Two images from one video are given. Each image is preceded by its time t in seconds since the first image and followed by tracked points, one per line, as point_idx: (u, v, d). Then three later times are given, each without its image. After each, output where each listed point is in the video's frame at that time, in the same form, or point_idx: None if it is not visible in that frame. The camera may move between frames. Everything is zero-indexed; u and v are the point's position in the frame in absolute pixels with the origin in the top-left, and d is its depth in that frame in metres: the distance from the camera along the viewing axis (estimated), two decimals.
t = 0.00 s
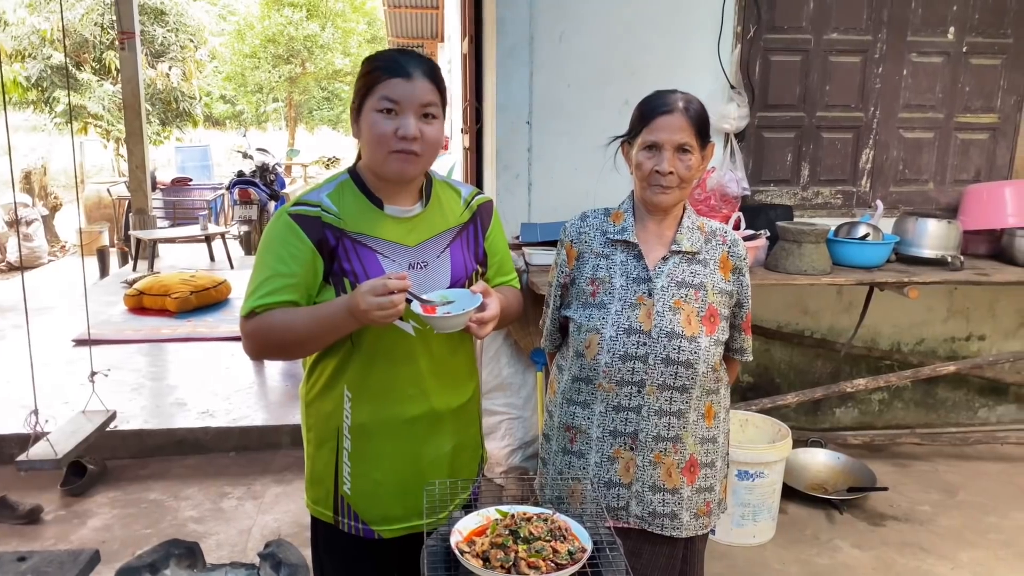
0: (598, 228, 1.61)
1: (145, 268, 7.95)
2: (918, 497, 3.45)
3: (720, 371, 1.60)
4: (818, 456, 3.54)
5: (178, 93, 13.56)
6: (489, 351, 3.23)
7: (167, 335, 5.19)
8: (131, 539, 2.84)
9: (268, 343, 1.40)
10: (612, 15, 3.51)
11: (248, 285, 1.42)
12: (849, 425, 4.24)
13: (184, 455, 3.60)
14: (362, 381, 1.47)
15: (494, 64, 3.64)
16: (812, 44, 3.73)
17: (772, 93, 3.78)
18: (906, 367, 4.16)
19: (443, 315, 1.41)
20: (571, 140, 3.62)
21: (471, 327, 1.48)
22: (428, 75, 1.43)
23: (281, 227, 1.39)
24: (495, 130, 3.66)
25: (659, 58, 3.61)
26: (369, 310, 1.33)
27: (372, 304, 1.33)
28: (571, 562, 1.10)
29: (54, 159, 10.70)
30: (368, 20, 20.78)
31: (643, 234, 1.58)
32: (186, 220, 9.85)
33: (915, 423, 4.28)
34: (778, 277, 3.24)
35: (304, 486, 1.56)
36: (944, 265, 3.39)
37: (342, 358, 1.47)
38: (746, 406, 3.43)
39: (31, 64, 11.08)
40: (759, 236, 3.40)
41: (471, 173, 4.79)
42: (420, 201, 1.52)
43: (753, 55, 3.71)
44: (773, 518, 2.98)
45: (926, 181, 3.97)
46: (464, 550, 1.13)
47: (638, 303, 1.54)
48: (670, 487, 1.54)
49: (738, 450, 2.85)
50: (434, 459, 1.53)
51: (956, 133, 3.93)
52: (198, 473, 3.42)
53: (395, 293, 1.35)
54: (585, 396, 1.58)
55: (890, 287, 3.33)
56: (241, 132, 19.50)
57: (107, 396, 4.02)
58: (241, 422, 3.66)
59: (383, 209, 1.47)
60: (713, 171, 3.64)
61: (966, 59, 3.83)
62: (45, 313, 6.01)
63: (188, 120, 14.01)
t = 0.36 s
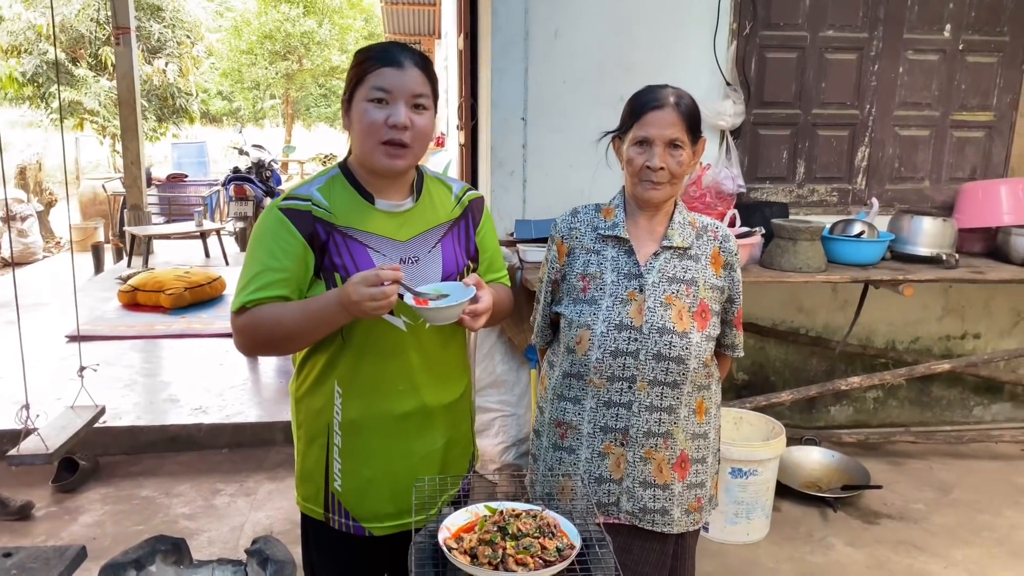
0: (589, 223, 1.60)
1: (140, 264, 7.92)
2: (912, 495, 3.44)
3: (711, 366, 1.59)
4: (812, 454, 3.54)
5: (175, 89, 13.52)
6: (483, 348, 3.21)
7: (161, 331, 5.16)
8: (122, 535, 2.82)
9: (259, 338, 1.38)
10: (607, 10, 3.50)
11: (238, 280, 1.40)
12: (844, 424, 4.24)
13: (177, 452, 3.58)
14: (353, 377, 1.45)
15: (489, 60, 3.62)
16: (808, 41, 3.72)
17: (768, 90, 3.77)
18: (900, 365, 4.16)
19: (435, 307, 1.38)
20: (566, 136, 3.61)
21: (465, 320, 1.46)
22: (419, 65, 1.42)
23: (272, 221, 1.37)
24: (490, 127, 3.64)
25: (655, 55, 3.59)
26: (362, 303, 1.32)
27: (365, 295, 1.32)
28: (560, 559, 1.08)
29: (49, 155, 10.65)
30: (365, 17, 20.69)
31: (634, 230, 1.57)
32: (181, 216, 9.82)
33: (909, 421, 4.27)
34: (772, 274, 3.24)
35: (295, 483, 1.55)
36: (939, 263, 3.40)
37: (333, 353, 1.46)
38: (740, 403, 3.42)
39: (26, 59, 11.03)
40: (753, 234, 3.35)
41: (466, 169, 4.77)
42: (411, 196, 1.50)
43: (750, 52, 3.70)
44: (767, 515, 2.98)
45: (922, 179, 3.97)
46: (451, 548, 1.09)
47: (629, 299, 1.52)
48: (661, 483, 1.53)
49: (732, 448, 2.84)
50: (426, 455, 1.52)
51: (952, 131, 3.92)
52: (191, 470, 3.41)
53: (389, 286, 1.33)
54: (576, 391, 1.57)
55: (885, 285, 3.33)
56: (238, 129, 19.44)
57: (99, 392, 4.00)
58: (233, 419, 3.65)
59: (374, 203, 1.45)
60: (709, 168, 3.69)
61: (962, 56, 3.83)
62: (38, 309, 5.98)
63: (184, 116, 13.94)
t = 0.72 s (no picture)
0: (580, 219, 1.57)
1: (142, 259, 7.93)
2: (912, 495, 3.42)
3: (702, 364, 1.57)
4: (811, 453, 3.51)
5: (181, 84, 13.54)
6: (479, 346, 3.18)
7: (161, 326, 5.16)
8: (116, 531, 2.81)
9: (245, 336, 1.35)
10: (607, 4, 3.46)
11: (223, 277, 1.36)
12: (845, 422, 4.21)
13: (174, 448, 3.58)
14: (340, 375, 1.43)
15: (487, 55, 3.59)
16: (810, 36, 3.68)
17: (769, 85, 3.74)
18: (902, 364, 4.13)
19: (427, 307, 1.35)
20: (565, 132, 3.58)
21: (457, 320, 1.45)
22: (410, 60, 1.40)
23: (258, 218, 1.34)
24: (489, 122, 3.62)
25: (655, 50, 3.56)
26: (349, 299, 1.30)
27: (356, 292, 1.29)
28: (541, 561, 1.05)
29: (54, 150, 10.68)
30: (371, 12, 20.65)
31: (625, 227, 1.55)
32: (184, 211, 9.82)
33: (911, 420, 4.24)
34: (771, 272, 3.21)
35: (283, 482, 1.52)
36: (941, 261, 3.36)
37: (321, 350, 1.43)
38: (738, 402, 3.40)
39: (32, 54, 11.06)
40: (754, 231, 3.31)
41: (466, 166, 4.75)
42: (400, 191, 1.47)
43: (750, 48, 3.66)
44: (764, 515, 2.95)
45: (925, 176, 3.93)
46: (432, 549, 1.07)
47: (619, 296, 1.51)
48: (650, 482, 1.52)
49: (729, 447, 2.82)
50: (415, 454, 1.50)
51: (955, 128, 3.88)
52: (187, 466, 3.40)
53: (377, 283, 1.31)
54: (565, 388, 1.55)
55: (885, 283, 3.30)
56: (243, 124, 19.44)
57: (98, 387, 4.00)
58: (231, 415, 3.64)
59: (363, 199, 1.42)
60: (708, 165, 3.64)
61: (966, 52, 3.79)
62: (39, 304, 5.98)
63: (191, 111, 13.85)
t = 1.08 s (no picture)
0: (575, 216, 1.56)
1: (154, 254, 7.99)
2: (919, 496, 3.38)
3: (698, 363, 1.55)
4: (817, 453, 3.48)
5: (196, 80, 13.63)
6: (482, 343, 3.13)
7: (170, 321, 5.19)
8: (120, 525, 2.83)
9: (234, 329, 1.36)
10: None
11: (213, 271, 1.36)
12: (853, 422, 4.17)
13: (179, 442, 3.60)
14: (333, 372, 1.43)
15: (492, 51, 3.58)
16: (819, 32, 3.65)
17: (777, 82, 3.70)
18: (910, 363, 4.08)
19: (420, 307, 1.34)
20: (570, 128, 3.56)
21: (450, 317, 1.43)
22: (404, 66, 1.38)
23: (249, 213, 1.33)
24: (494, 118, 3.61)
25: (661, 46, 3.53)
26: (340, 291, 1.30)
27: (348, 290, 1.30)
28: (526, 561, 1.04)
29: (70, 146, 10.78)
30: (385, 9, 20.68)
31: (620, 224, 1.54)
32: (196, 207, 9.88)
33: (920, 420, 4.20)
34: (776, 270, 3.18)
35: (276, 478, 1.52)
36: (950, 260, 3.31)
37: (313, 346, 1.43)
38: (742, 401, 3.37)
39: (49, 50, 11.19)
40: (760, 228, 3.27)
41: (472, 162, 4.74)
42: (392, 188, 1.47)
43: (758, 44, 3.63)
44: (767, 515, 2.93)
45: (935, 174, 3.88)
46: (415, 548, 1.06)
47: (613, 293, 1.49)
48: (644, 481, 1.50)
49: (732, 446, 2.80)
50: (408, 451, 1.49)
51: (966, 125, 3.83)
52: (192, 461, 3.42)
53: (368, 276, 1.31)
54: (558, 386, 1.54)
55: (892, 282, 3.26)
56: (257, 120, 19.54)
57: (106, 382, 4.03)
58: (236, 410, 3.66)
59: (355, 195, 1.42)
60: (715, 162, 3.62)
61: (978, 48, 3.73)
62: (52, 298, 6.04)
63: (205, 108, 13.82)
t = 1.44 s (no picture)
0: (578, 216, 1.56)
1: (173, 251, 8.07)
2: (934, 502, 3.33)
3: (701, 366, 1.54)
4: (830, 456, 3.45)
5: (218, 79, 13.77)
6: (491, 343, 3.14)
7: (186, 318, 5.24)
8: (130, 520, 2.86)
9: (236, 328, 1.36)
10: None
11: (215, 270, 1.37)
12: (868, 426, 4.12)
13: (192, 438, 3.63)
14: (333, 370, 1.43)
15: (505, 50, 3.57)
16: (836, 31, 3.60)
17: (793, 81, 3.66)
18: (927, 367, 4.02)
19: (414, 304, 1.33)
20: (582, 127, 3.54)
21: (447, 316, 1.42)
22: (396, 51, 1.39)
23: (250, 212, 1.34)
24: (506, 116, 3.60)
25: (675, 45, 3.51)
26: (338, 283, 1.31)
27: (346, 283, 1.30)
28: (519, 565, 1.03)
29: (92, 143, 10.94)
30: (404, 8, 20.75)
31: (624, 224, 1.53)
32: (215, 204, 9.97)
33: (937, 424, 4.13)
34: (790, 271, 3.14)
35: (277, 476, 1.52)
36: (968, 262, 3.26)
37: (313, 345, 1.43)
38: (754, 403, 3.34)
39: (75, 49, 11.38)
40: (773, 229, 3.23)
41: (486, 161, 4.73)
42: (394, 186, 1.47)
43: (773, 43, 3.59)
44: (777, 519, 2.90)
45: (954, 175, 3.82)
46: (408, 550, 1.05)
47: (615, 295, 1.49)
48: (645, 485, 1.50)
49: (742, 449, 2.78)
50: (408, 451, 1.49)
51: (987, 125, 3.76)
52: (204, 457, 3.45)
53: (365, 265, 1.32)
54: (560, 388, 1.54)
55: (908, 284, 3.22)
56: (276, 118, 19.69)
57: (121, 377, 4.07)
58: (248, 407, 3.68)
59: (355, 193, 1.42)
60: (729, 161, 3.58)
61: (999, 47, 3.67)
62: (71, 294, 6.13)
63: (227, 105, 14.12)
